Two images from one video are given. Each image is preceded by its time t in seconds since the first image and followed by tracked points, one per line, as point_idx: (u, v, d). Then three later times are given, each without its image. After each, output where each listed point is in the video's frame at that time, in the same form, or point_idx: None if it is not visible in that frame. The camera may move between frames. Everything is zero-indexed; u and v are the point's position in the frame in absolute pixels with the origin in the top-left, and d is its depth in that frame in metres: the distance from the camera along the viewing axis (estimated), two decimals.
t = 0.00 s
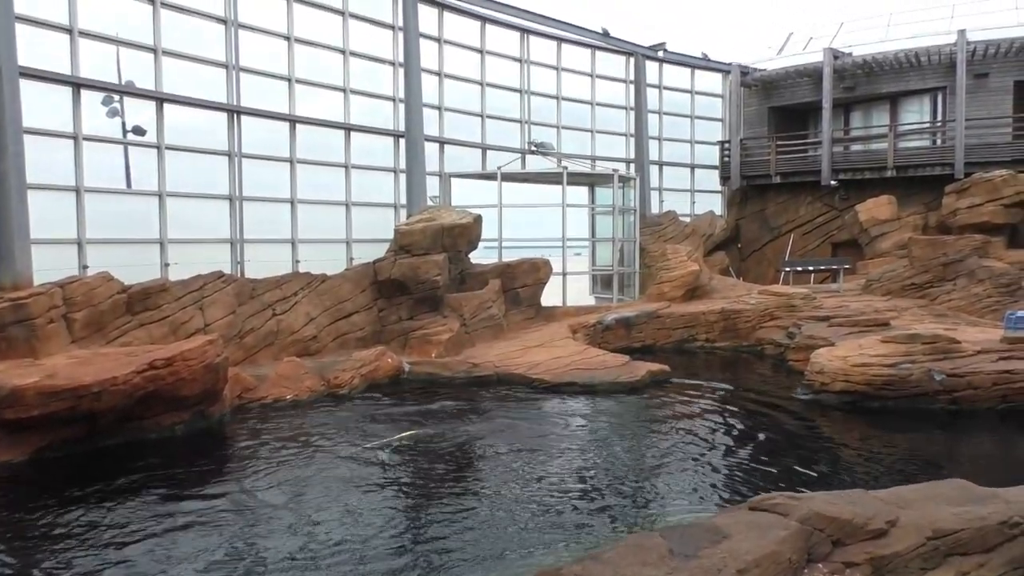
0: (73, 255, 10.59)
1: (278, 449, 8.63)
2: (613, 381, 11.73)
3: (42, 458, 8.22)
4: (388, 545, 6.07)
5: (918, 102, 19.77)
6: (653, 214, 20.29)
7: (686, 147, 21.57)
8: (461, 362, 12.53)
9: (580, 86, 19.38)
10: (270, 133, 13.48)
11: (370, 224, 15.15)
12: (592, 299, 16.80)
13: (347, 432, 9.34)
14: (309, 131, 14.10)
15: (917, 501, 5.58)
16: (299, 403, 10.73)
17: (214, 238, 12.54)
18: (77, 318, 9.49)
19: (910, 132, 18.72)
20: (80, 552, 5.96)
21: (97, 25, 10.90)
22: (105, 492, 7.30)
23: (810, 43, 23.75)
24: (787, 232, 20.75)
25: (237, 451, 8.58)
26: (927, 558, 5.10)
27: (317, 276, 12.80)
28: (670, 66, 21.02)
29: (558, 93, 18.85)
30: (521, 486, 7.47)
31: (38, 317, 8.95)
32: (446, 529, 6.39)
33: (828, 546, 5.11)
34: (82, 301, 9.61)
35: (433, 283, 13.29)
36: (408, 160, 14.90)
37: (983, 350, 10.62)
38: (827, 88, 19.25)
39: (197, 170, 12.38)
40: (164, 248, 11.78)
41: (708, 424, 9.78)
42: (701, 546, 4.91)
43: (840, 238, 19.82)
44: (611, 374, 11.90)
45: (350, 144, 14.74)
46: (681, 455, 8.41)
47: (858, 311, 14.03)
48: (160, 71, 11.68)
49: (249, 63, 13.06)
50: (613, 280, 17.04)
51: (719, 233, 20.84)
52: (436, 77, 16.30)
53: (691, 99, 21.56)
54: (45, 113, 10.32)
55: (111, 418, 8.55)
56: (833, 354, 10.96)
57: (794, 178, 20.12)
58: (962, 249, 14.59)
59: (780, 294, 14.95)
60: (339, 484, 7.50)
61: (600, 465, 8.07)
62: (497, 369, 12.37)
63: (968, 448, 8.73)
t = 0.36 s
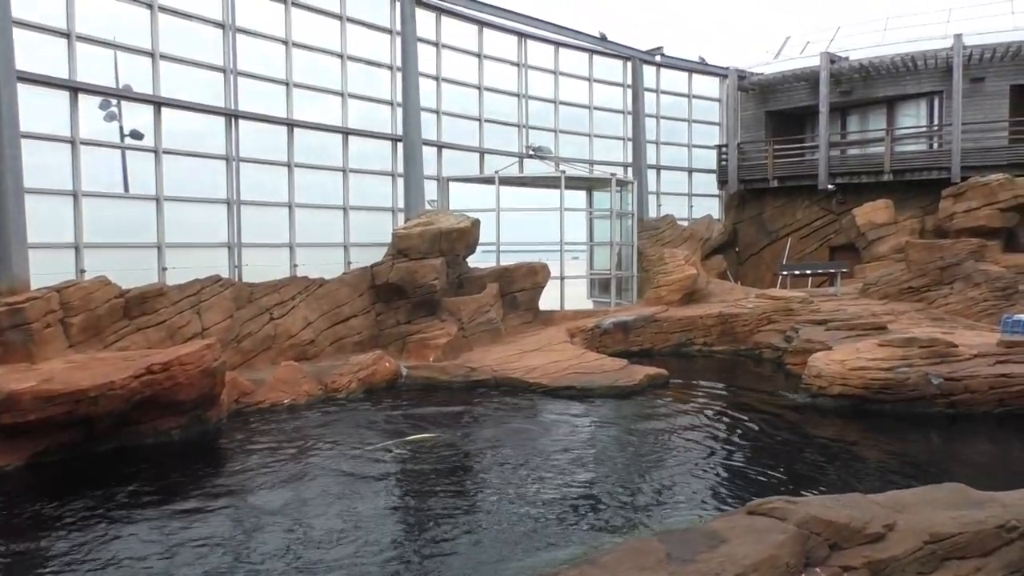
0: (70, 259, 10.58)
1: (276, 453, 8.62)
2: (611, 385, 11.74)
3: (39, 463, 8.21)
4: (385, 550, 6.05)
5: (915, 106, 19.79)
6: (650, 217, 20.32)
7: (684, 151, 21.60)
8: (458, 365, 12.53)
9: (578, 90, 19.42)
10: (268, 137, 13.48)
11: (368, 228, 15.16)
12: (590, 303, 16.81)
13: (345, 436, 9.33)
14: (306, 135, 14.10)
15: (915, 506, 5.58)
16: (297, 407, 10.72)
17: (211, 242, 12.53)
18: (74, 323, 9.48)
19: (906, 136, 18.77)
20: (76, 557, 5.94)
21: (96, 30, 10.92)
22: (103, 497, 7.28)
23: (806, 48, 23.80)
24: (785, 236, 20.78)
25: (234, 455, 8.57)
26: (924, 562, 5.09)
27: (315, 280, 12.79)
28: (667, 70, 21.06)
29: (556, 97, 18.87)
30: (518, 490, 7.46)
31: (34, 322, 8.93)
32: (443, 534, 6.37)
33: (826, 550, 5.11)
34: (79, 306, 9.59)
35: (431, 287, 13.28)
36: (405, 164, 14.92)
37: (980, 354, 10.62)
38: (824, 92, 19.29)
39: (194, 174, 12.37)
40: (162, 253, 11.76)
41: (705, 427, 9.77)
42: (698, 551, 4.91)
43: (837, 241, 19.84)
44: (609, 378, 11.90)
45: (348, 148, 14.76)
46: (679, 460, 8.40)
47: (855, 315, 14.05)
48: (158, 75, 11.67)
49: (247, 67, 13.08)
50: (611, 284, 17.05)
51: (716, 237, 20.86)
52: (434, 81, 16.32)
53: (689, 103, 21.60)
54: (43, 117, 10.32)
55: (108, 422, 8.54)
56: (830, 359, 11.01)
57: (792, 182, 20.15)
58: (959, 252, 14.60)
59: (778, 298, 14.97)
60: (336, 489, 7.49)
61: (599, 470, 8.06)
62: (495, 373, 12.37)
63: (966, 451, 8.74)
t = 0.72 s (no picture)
0: (66, 264, 10.56)
1: (273, 458, 8.60)
2: (608, 389, 11.73)
3: (36, 468, 8.19)
4: (382, 554, 6.05)
5: (911, 110, 19.85)
6: (647, 222, 20.35)
7: (681, 155, 21.63)
8: (456, 370, 12.54)
9: (575, 95, 19.45)
10: (265, 142, 13.48)
11: (366, 233, 15.17)
12: (587, 308, 16.79)
13: (342, 441, 9.32)
14: (303, 139, 14.10)
15: (912, 509, 5.59)
16: (294, 411, 10.70)
17: (208, 247, 12.53)
18: (71, 327, 9.46)
19: (902, 140, 18.83)
20: (72, 562, 5.92)
21: (94, 35, 10.94)
22: (99, 502, 7.26)
23: (803, 52, 23.87)
24: (782, 240, 20.81)
25: (231, 460, 8.54)
26: (922, 566, 5.09)
27: (312, 284, 12.81)
28: (663, 74, 21.11)
29: (553, 101, 18.89)
30: (515, 494, 7.46)
31: (31, 326, 8.91)
32: (441, 538, 6.37)
33: (824, 554, 5.10)
34: (76, 311, 9.57)
35: (428, 292, 13.27)
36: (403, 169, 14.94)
37: (975, 358, 10.64)
38: (820, 96, 19.33)
39: (191, 178, 12.36)
40: (159, 257, 11.75)
41: (703, 431, 9.76)
42: (696, 555, 4.91)
43: (834, 245, 19.87)
44: (607, 382, 11.90)
45: (345, 153, 14.76)
46: (677, 464, 8.40)
47: (853, 319, 14.08)
48: (155, 80, 11.67)
49: (244, 72, 13.08)
50: (609, 288, 16.82)
51: (713, 241, 20.88)
52: (431, 86, 16.34)
53: (686, 107, 21.63)
54: (40, 122, 10.32)
55: (104, 427, 8.52)
56: (827, 362, 11.05)
57: (788, 186, 20.19)
58: (955, 256, 14.62)
59: (775, 302, 14.99)
60: (334, 494, 7.48)
61: (596, 474, 8.06)
62: (492, 377, 12.37)
63: (963, 455, 8.75)
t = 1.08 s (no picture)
0: (65, 268, 10.56)
1: (271, 462, 8.59)
2: (607, 393, 11.72)
3: (34, 472, 8.18)
4: (381, 559, 6.04)
5: (909, 114, 19.91)
6: (646, 226, 20.37)
7: (679, 159, 21.66)
8: (454, 374, 12.54)
9: (574, 99, 19.48)
10: (264, 146, 13.49)
11: (364, 237, 15.16)
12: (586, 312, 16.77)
13: (341, 445, 9.31)
14: (303, 143, 14.12)
15: (910, 513, 5.59)
16: (292, 416, 10.70)
17: (207, 251, 12.53)
18: (69, 331, 9.45)
19: (900, 145, 18.88)
20: (70, 566, 5.90)
21: (94, 39, 10.96)
22: (97, 506, 7.25)
23: (801, 57, 23.93)
24: (780, 244, 20.83)
25: (229, 464, 8.53)
26: (921, 570, 5.08)
27: (311, 288, 12.80)
28: (662, 79, 21.15)
29: (552, 106, 18.92)
30: (513, 499, 7.45)
31: (29, 330, 8.90)
32: (440, 542, 6.37)
33: (822, 558, 5.10)
34: (74, 314, 9.57)
35: (427, 295, 13.27)
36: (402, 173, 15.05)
37: (974, 362, 10.65)
38: (818, 101, 19.36)
39: (190, 183, 12.36)
40: (157, 261, 11.74)
41: (701, 436, 9.76)
42: (695, 560, 4.90)
43: (832, 249, 19.90)
44: (605, 387, 11.90)
45: (344, 157, 14.78)
46: (675, 468, 8.39)
47: (851, 323, 14.10)
48: (154, 84, 11.67)
49: (243, 76, 13.09)
50: (607, 292, 16.89)
51: (712, 244, 20.91)
52: (430, 90, 16.35)
53: (684, 111, 21.66)
54: (38, 125, 10.31)
55: (103, 431, 8.50)
56: (826, 366, 11.08)
57: (787, 190, 20.23)
58: (953, 260, 14.65)
59: (774, 306, 15.00)
60: (332, 498, 7.47)
61: (595, 478, 8.06)
62: (490, 382, 12.37)
63: (962, 459, 8.76)
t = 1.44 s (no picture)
0: (63, 272, 10.55)
1: (269, 466, 8.57)
2: (605, 397, 11.71)
3: (31, 476, 8.16)
4: (381, 563, 6.03)
5: (907, 118, 19.94)
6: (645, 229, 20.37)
7: (678, 163, 21.67)
8: (453, 378, 12.53)
9: (572, 103, 19.50)
10: (262, 150, 13.50)
11: (362, 240, 15.15)
12: (584, 315, 16.76)
13: (339, 449, 9.30)
14: (301, 147, 14.12)
15: (909, 517, 5.58)
16: (291, 419, 10.69)
17: (206, 255, 12.52)
18: (67, 335, 9.44)
19: (898, 148, 18.90)
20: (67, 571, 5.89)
21: (92, 43, 10.96)
22: (94, 511, 7.23)
23: (799, 61, 23.96)
24: (778, 247, 20.84)
25: (227, 468, 8.51)
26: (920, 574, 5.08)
27: (309, 292, 12.79)
28: (660, 82, 21.18)
29: (550, 109, 18.94)
30: (513, 502, 7.44)
31: (27, 334, 8.89)
32: (440, 546, 6.35)
33: (821, 562, 5.09)
34: (72, 319, 9.56)
35: (426, 299, 13.27)
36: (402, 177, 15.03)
37: (972, 365, 10.65)
38: (817, 104, 19.39)
39: (189, 186, 12.35)
40: (156, 265, 11.73)
41: (700, 440, 9.74)
42: (694, 563, 4.89)
43: (831, 253, 19.91)
44: (604, 390, 11.89)
45: (343, 160, 14.78)
46: (674, 472, 8.38)
47: (850, 326, 14.10)
48: (152, 88, 11.68)
49: (241, 80, 13.10)
50: (606, 296, 16.90)
51: (710, 248, 20.94)
52: (428, 94, 16.36)
53: (682, 115, 21.68)
54: (36, 129, 10.30)
55: (100, 436, 8.49)
56: (824, 370, 11.05)
57: (785, 194, 20.25)
58: (951, 264, 14.66)
59: (773, 309, 15.00)
60: (330, 503, 7.45)
61: (593, 482, 8.05)
62: (489, 386, 12.35)
63: (960, 462, 8.75)
